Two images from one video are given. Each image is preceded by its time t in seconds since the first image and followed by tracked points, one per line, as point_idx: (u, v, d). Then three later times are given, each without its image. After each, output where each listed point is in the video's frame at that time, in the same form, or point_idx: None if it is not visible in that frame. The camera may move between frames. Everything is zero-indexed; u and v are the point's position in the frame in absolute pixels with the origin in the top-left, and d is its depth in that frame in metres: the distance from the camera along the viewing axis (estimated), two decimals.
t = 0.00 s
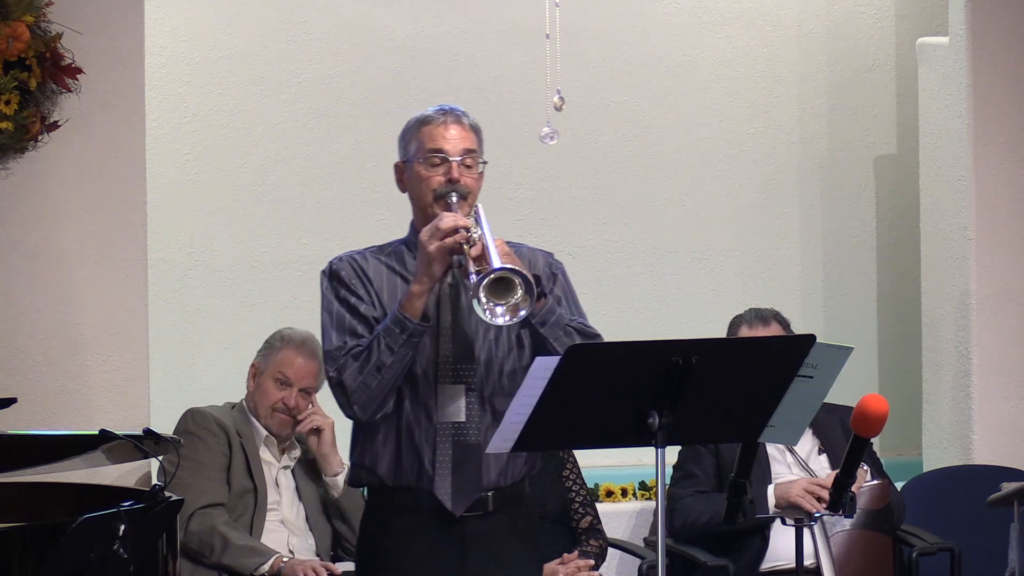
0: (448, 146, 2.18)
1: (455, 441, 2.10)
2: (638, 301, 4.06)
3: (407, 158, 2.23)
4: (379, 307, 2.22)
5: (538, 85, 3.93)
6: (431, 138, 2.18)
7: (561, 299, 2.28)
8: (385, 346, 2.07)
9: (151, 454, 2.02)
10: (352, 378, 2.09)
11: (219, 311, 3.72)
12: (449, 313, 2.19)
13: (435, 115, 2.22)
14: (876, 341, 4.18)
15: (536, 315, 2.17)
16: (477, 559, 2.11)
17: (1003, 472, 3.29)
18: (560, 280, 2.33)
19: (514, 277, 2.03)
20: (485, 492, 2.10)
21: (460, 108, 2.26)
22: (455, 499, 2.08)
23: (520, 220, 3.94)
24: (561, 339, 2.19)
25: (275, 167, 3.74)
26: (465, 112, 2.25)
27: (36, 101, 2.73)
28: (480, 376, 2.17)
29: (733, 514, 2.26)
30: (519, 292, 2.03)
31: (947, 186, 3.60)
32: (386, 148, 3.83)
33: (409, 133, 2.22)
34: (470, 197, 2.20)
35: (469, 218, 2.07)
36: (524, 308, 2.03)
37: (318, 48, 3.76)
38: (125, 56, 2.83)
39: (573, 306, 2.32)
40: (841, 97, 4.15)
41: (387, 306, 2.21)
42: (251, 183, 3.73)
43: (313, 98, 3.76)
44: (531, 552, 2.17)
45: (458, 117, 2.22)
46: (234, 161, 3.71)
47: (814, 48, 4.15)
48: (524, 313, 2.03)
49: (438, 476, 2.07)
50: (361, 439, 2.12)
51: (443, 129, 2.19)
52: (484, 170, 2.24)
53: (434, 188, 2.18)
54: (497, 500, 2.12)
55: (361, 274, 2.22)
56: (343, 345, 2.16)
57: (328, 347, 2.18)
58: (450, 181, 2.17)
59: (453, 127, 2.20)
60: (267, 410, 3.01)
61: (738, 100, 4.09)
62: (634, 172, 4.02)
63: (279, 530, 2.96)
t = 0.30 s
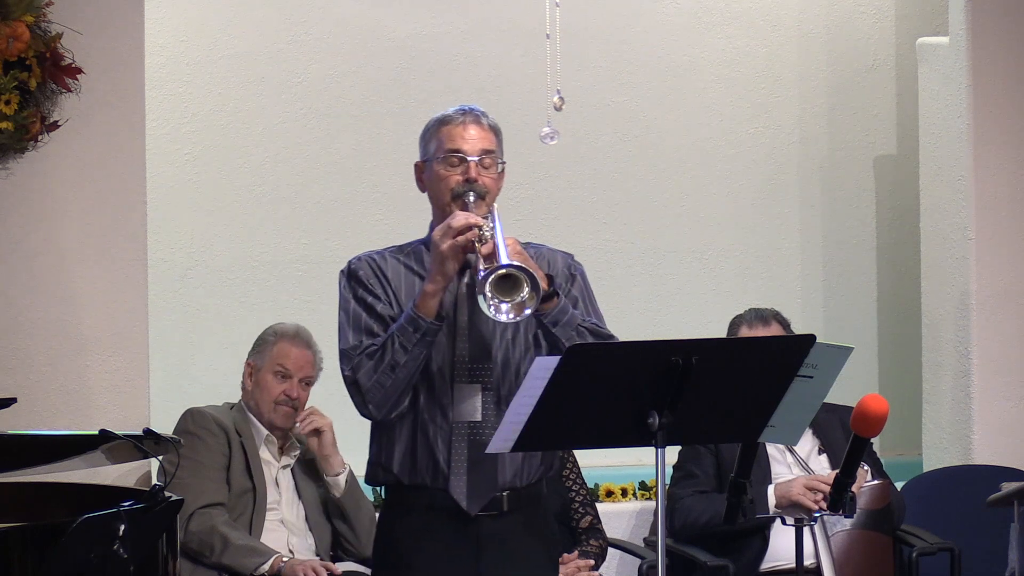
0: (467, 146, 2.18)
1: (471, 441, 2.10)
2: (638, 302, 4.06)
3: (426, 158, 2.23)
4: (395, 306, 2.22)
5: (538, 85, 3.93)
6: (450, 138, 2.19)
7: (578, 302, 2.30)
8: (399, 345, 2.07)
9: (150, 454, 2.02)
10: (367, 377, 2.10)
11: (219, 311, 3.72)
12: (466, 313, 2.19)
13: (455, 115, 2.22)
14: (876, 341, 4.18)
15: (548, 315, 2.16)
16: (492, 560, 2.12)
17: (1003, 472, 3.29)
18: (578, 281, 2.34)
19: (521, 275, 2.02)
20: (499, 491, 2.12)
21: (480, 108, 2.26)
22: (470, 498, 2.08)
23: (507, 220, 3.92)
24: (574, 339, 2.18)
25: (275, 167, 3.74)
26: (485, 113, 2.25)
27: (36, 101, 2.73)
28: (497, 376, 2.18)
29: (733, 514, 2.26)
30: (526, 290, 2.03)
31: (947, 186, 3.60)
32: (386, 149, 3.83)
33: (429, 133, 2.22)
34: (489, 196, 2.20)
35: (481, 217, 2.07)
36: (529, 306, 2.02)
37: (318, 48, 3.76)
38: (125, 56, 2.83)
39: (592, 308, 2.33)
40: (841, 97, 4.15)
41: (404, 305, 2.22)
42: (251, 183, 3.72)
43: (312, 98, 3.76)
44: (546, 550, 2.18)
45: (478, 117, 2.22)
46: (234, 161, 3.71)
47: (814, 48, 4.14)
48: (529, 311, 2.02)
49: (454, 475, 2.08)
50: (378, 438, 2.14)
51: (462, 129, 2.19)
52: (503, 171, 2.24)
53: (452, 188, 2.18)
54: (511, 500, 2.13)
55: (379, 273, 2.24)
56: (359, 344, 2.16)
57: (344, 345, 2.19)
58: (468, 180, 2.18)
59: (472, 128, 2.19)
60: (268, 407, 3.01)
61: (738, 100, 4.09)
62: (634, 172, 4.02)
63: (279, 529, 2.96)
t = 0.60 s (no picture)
0: (483, 146, 2.18)
1: (480, 442, 2.10)
2: (638, 302, 4.07)
3: (442, 158, 2.24)
4: (408, 305, 2.23)
5: (538, 85, 3.93)
6: (467, 138, 2.19)
7: (590, 304, 2.30)
8: (408, 347, 2.07)
9: (151, 454, 2.02)
10: (376, 377, 2.10)
11: (219, 311, 3.72)
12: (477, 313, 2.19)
13: (472, 115, 2.22)
14: (876, 341, 4.18)
15: (556, 319, 2.16)
16: (498, 559, 2.12)
17: (1003, 472, 3.29)
18: (590, 284, 2.34)
19: (525, 282, 2.00)
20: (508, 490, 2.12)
21: (498, 108, 2.26)
22: (478, 498, 2.09)
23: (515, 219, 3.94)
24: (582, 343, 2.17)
25: (274, 167, 3.74)
26: (503, 114, 2.25)
27: (36, 101, 2.73)
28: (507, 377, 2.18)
29: (733, 514, 2.26)
30: (530, 297, 2.01)
31: (947, 186, 3.60)
32: (385, 149, 3.83)
33: (447, 133, 2.23)
34: (503, 197, 2.20)
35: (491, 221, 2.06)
36: (531, 314, 1.99)
37: (318, 47, 3.76)
38: (125, 56, 2.83)
39: (603, 310, 2.33)
40: (841, 97, 4.15)
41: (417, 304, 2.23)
42: (251, 182, 3.72)
43: (312, 98, 3.76)
44: (554, 552, 2.19)
45: (495, 118, 2.22)
46: (234, 161, 3.71)
47: (814, 48, 4.15)
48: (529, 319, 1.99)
49: (462, 476, 2.08)
50: (389, 437, 2.15)
51: (479, 129, 2.19)
52: (519, 171, 2.24)
53: (467, 188, 2.19)
54: (519, 499, 2.14)
55: (392, 273, 2.25)
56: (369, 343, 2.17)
57: (355, 344, 2.19)
58: (483, 181, 2.18)
59: (488, 128, 2.20)
60: (272, 410, 3.00)
61: (738, 100, 4.09)
62: (634, 172, 4.02)
63: (279, 529, 2.96)
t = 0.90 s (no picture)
0: (502, 148, 2.18)
1: (480, 443, 2.10)
2: (638, 302, 4.07)
3: (462, 156, 2.24)
4: (416, 301, 2.23)
5: (538, 85, 3.93)
6: (486, 139, 2.19)
7: (598, 312, 2.30)
8: (413, 342, 2.06)
9: (151, 454, 2.02)
10: (379, 371, 2.10)
11: (219, 311, 3.72)
12: (485, 314, 2.19)
13: (494, 117, 2.23)
14: (876, 341, 4.18)
15: (562, 326, 2.15)
16: (498, 559, 2.12)
17: (1003, 472, 3.29)
18: (600, 292, 2.35)
19: (532, 287, 1.99)
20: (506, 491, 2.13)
21: (520, 111, 2.26)
22: (475, 499, 2.08)
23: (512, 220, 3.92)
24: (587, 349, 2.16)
25: (274, 167, 3.74)
26: (526, 118, 2.26)
27: (36, 101, 2.73)
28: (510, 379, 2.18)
29: (733, 514, 2.26)
30: (535, 302, 2.00)
31: (948, 186, 3.60)
32: (385, 149, 3.83)
33: (467, 132, 2.24)
34: (519, 201, 2.20)
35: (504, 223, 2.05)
36: (534, 320, 1.98)
37: (317, 47, 3.76)
38: (125, 56, 2.83)
39: (611, 319, 2.33)
40: (841, 97, 4.15)
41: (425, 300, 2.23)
42: (251, 182, 3.72)
43: (312, 98, 3.76)
44: (553, 553, 2.19)
45: (517, 121, 2.23)
46: (234, 161, 3.71)
47: (814, 48, 4.14)
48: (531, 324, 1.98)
49: (460, 475, 2.08)
50: (390, 432, 2.15)
51: (499, 131, 2.20)
52: (537, 176, 2.24)
53: (484, 189, 2.19)
54: (518, 500, 2.14)
55: (402, 267, 2.25)
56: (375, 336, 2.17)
57: (361, 336, 2.19)
58: (500, 183, 2.18)
59: (510, 130, 2.20)
60: (271, 410, 3.00)
61: (739, 100, 4.09)
62: (634, 172, 4.02)
63: (279, 529, 2.96)
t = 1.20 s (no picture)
0: (515, 150, 2.18)
1: (479, 442, 2.10)
2: (638, 302, 4.07)
3: (475, 156, 2.24)
4: (421, 298, 2.23)
5: (538, 85, 3.93)
6: (500, 140, 2.19)
7: (601, 320, 2.29)
8: (418, 340, 2.06)
9: (151, 454, 2.02)
10: (383, 366, 2.09)
11: (220, 311, 3.72)
12: (489, 315, 2.19)
13: (510, 119, 2.23)
14: (876, 341, 4.18)
15: (567, 332, 2.16)
16: (496, 558, 2.13)
17: (1003, 472, 3.29)
18: (603, 299, 2.35)
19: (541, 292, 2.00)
20: (503, 490, 2.13)
21: (536, 115, 2.27)
22: (472, 499, 2.08)
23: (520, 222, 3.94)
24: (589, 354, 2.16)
25: (274, 167, 3.74)
26: (541, 122, 2.26)
27: (36, 101, 2.73)
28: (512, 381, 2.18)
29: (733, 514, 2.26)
30: (545, 307, 2.01)
31: (948, 186, 3.60)
32: (385, 150, 3.83)
33: (482, 132, 2.24)
34: (529, 204, 2.20)
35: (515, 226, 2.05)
36: (544, 324, 2.00)
37: (317, 47, 3.76)
38: (125, 56, 2.83)
39: (612, 327, 2.33)
40: (841, 97, 4.15)
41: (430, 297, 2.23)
42: (251, 182, 3.72)
43: (312, 98, 3.76)
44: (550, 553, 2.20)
45: (532, 124, 2.23)
46: (234, 161, 3.71)
47: (814, 48, 4.14)
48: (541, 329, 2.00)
49: (458, 475, 2.08)
50: (389, 427, 2.16)
51: (513, 133, 2.20)
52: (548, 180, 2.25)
53: (495, 190, 2.19)
54: (516, 500, 2.14)
55: (409, 264, 2.25)
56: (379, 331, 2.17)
57: (365, 331, 2.19)
58: (512, 186, 2.18)
59: (524, 133, 2.20)
60: (272, 410, 3.00)
61: (739, 100, 4.09)
62: (634, 171, 4.02)
63: (279, 529, 2.96)
